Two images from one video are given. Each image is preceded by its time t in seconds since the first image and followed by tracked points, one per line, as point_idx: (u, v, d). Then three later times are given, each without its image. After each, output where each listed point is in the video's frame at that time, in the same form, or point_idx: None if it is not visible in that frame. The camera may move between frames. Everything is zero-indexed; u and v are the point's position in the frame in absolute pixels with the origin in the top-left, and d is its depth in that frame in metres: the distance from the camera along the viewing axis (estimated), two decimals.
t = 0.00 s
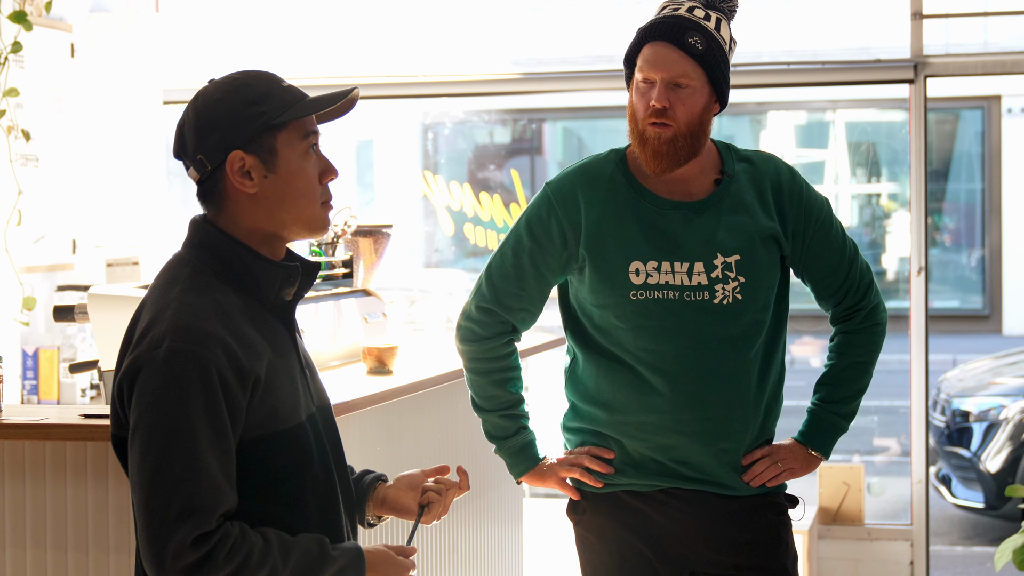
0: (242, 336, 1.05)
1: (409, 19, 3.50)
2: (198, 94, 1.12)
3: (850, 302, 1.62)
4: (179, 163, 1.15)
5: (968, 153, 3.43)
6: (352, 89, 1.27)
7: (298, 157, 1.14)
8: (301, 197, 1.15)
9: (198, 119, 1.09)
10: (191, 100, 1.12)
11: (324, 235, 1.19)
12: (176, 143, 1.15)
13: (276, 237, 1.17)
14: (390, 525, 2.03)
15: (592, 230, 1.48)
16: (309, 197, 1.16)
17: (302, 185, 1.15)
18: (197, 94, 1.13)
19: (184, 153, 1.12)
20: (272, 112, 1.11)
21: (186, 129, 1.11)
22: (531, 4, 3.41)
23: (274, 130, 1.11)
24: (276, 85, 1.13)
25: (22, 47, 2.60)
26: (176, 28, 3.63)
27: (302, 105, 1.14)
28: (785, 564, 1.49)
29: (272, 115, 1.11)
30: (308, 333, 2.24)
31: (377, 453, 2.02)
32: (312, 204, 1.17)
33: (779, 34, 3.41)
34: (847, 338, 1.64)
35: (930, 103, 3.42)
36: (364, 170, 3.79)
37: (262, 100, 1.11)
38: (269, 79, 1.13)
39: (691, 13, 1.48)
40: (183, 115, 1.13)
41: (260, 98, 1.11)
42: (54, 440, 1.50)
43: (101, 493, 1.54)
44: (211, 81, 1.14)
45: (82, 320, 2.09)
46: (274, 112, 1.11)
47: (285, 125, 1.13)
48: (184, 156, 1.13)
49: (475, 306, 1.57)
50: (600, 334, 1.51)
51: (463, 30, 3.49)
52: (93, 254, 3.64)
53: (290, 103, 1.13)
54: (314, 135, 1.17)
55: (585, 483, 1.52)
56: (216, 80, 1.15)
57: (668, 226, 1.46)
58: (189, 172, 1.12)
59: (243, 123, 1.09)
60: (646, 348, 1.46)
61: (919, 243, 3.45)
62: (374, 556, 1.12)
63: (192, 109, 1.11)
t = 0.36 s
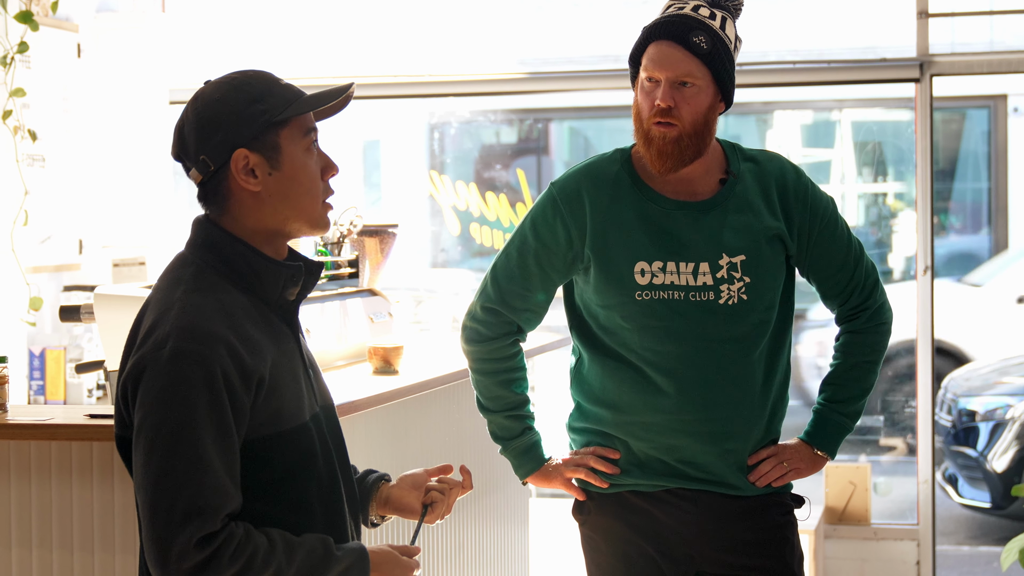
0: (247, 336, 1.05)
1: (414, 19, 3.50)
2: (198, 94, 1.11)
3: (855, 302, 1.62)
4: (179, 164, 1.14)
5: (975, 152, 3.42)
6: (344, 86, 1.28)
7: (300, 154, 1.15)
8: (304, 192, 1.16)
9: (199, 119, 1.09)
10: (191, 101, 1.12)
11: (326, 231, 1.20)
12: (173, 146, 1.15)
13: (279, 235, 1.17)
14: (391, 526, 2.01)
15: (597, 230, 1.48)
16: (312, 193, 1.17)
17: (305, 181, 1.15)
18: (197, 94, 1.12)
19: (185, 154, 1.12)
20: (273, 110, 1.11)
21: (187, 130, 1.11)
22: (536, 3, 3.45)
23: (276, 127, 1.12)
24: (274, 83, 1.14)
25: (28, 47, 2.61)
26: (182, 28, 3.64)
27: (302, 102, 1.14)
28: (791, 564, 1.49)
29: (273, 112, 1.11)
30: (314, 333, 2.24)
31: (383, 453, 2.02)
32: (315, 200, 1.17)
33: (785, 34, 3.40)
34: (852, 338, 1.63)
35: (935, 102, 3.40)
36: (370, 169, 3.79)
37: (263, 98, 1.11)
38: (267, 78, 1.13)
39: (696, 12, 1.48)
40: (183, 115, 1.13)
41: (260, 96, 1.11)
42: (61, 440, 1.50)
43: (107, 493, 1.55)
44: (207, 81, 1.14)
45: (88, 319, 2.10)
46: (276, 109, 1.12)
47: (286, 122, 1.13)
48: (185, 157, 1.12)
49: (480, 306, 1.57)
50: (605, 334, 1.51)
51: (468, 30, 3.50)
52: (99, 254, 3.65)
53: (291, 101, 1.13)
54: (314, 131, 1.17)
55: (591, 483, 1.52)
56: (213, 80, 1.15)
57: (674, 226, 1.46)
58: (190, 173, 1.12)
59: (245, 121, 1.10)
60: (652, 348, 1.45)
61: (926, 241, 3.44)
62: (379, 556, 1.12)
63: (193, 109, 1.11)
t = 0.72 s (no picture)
0: (253, 336, 1.05)
1: (418, 20, 3.50)
2: (198, 96, 1.12)
3: (859, 303, 1.62)
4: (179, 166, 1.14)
5: (981, 152, 3.39)
6: (343, 88, 1.28)
7: (299, 155, 1.15)
8: (304, 193, 1.16)
9: (198, 120, 1.10)
10: (190, 102, 1.12)
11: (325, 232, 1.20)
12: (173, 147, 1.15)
13: (279, 236, 1.17)
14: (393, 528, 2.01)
15: (600, 233, 1.48)
16: (311, 194, 1.17)
17: (303, 182, 1.15)
18: (196, 95, 1.13)
19: (185, 155, 1.12)
20: (271, 111, 1.11)
21: (186, 131, 1.11)
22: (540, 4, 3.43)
23: (275, 128, 1.12)
24: (273, 86, 1.14)
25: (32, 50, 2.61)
26: (187, 29, 3.64)
27: (301, 104, 1.14)
28: (797, 565, 1.48)
29: (272, 113, 1.11)
30: (320, 334, 2.25)
31: (389, 454, 2.03)
32: (314, 201, 1.17)
33: (790, 35, 3.39)
34: (857, 339, 1.63)
35: (941, 103, 3.39)
36: (376, 168, 3.81)
37: (263, 99, 1.11)
38: (266, 80, 1.13)
39: (700, 14, 1.48)
40: (183, 117, 1.13)
41: (260, 97, 1.11)
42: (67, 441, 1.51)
43: (112, 494, 1.55)
44: (207, 83, 1.14)
45: (93, 320, 2.10)
46: (275, 110, 1.12)
47: (285, 122, 1.13)
48: (184, 158, 1.12)
49: (484, 309, 1.57)
50: (609, 337, 1.51)
51: (472, 31, 3.50)
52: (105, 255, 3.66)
53: (290, 102, 1.14)
54: (313, 132, 1.17)
55: (595, 485, 1.52)
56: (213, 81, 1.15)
57: (677, 228, 1.45)
58: (190, 174, 1.12)
59: (244, 122, 1.10)
60: (656, 350, 1.45)
61: (932, 242, 3.43)
62: (384, 557, 1.12)
63: (192, 111, 1.11)
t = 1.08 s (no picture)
0: (252, 330, 1.05)
1: (421, 19, 3.50)
2: (200, 93, 1.12)
3: (861, 303, 1.61)
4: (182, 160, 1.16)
5: (985, 152, 3.39)
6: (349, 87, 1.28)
7: (297, 153, 1.14)
8: (301, 192, 1.15)
9: (198, 116, 1.10)
10: (194, 99, 1.13)
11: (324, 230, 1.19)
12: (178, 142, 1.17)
13: (276, 233, 1.17)
14: (397, 511, 2.02)
15: (602, 234, 1.48)
16: (309, 193, 1.16)
17: (300, 180, 1.15)
18: (199, 92, 1.13)
19: (186, 151, 1.13)
20: (268, 108, 1.11)
21: (187, 127, 1.12)
22: (544, 3, 3.42)
23: (271, 126, 1.12)
24: (274, 83, 1.13)
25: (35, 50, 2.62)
26: (190, 29, 3.65)
27: (300, 102, 1.14)
28: (800, 566, 1.48)
29: (268, 111, 1.11)
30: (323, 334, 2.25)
31: (392, 454, 2.02)
32: (312, 199, 1.17)
33: (794, 35, 3.39)
34: (859, 338, 1.63)
35: (945, 102, 3.39)
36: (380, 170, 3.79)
37: (262, 96, 1.11)
38: (266, 76, 1.13)
39: (700, 13, 1.48)
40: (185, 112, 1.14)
41: (259, 94, 1.11)
42: (69, 442, 1.51)
43: (115, 495, 1.55)
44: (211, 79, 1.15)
45: (96, 321, 2.11)
46: (273, 108, 1.11)
47: (283, 120, 1.13)
48: (186, 154, 1.14)
49: (485, 310, 1.57)
50: (611, 337, 1.50)
51: (475, 29, 3.49)
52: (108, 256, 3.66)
53: (290, 100, 1.13)
54: (314, 130, 1.17)
55: (598, 486, 1.52)
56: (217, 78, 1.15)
57: (678, 229, 1.45)
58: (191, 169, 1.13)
59: (240, 119, 1.10)
60: (658, 350, 1.45)
61: (935, 242, 3.42)
62: (388, 541, 1.11)
63: (194, 107, 1.11)
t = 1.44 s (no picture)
0: (254, 331, 1.05)
1: (424, 18, 3.51)
2: (204, 92, 1.12)
3: (864, 300, 1.61)
4: (184, 160, 1.15)
5: (989, 150, 3.38)
6: (350, 87, 1.28)
7: (307, 151, 1.15)
8: (311, 189, 1.16)
9: (206, 115, 1.10)
10: (198, 98, 1.12)
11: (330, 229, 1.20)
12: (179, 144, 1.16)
13: (285, 232, 1.17)
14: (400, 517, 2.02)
15: (604, 232, 1.47)
16: (318, 190, 1.17)
17: (311, 177, 1.15)
18: (203, 91, 1.12)
19: (191, 151, 1.12)
20: (280, 105, 1.12)
21: (193, 126, 1.11)
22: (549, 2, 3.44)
23: (284, 123, 1.12)
24: (281, 81, 1.14)
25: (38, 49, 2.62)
26: (193, 28, 3.66)
27: (308, 100, 1.14)
28: (803, 562, 1.48)
29: (281, 108, 1.11)
30: (327, 332, 2.25)
31: (396, 452, 2.02)
32: (321, 197, 1.17)
33: (797, 32, 3.38)
34: (862, 336, 1.62)
35: (949, 101, 3.38)
36: (383, 169, 3.78)
37: (272, 94, 1.12)
38: (274, 75, 1.14)
39: (701, 11, 1.47)
40: (188, 112, 1.13)
41: (269, 92, 1.12)
42: (73, 441, 1.51)
43: (119, 493, 1.55)
44: (214, 78, 1.14)
45: (99, 320, 2.11)
46: (284, 106, 1.12)
47: (293, 118, 1.13)
48: (191, 153, 1.12)
49: (488, 309, 1.57)
50: (613, 335, 1.50)
51: (480, 32, 3.51)
52: (112, 255, 3.66)
53: (300, 98, 1.14)
54: (320, 129, 1.17)
55: (600, 484, 1.51)
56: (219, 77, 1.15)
57: (680, 227, 1.45)
58: (197, 169, 1.12)
59: (253, 116, 1.10)
60: (660, 349, 1.45)
61: (938, 239, 3.42)
62: (388, 549, 1.11)
63: (200, 106, 1.11)
